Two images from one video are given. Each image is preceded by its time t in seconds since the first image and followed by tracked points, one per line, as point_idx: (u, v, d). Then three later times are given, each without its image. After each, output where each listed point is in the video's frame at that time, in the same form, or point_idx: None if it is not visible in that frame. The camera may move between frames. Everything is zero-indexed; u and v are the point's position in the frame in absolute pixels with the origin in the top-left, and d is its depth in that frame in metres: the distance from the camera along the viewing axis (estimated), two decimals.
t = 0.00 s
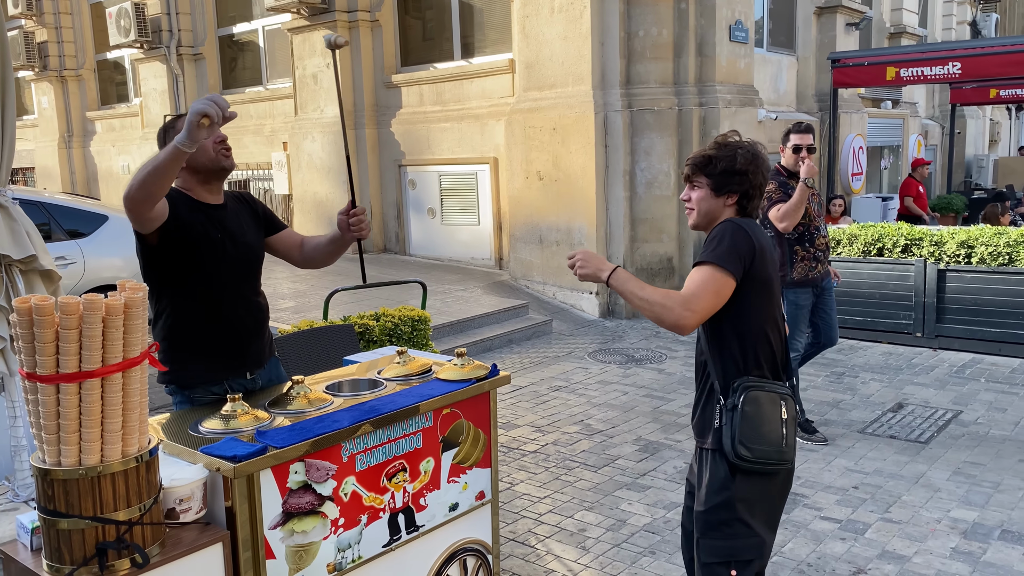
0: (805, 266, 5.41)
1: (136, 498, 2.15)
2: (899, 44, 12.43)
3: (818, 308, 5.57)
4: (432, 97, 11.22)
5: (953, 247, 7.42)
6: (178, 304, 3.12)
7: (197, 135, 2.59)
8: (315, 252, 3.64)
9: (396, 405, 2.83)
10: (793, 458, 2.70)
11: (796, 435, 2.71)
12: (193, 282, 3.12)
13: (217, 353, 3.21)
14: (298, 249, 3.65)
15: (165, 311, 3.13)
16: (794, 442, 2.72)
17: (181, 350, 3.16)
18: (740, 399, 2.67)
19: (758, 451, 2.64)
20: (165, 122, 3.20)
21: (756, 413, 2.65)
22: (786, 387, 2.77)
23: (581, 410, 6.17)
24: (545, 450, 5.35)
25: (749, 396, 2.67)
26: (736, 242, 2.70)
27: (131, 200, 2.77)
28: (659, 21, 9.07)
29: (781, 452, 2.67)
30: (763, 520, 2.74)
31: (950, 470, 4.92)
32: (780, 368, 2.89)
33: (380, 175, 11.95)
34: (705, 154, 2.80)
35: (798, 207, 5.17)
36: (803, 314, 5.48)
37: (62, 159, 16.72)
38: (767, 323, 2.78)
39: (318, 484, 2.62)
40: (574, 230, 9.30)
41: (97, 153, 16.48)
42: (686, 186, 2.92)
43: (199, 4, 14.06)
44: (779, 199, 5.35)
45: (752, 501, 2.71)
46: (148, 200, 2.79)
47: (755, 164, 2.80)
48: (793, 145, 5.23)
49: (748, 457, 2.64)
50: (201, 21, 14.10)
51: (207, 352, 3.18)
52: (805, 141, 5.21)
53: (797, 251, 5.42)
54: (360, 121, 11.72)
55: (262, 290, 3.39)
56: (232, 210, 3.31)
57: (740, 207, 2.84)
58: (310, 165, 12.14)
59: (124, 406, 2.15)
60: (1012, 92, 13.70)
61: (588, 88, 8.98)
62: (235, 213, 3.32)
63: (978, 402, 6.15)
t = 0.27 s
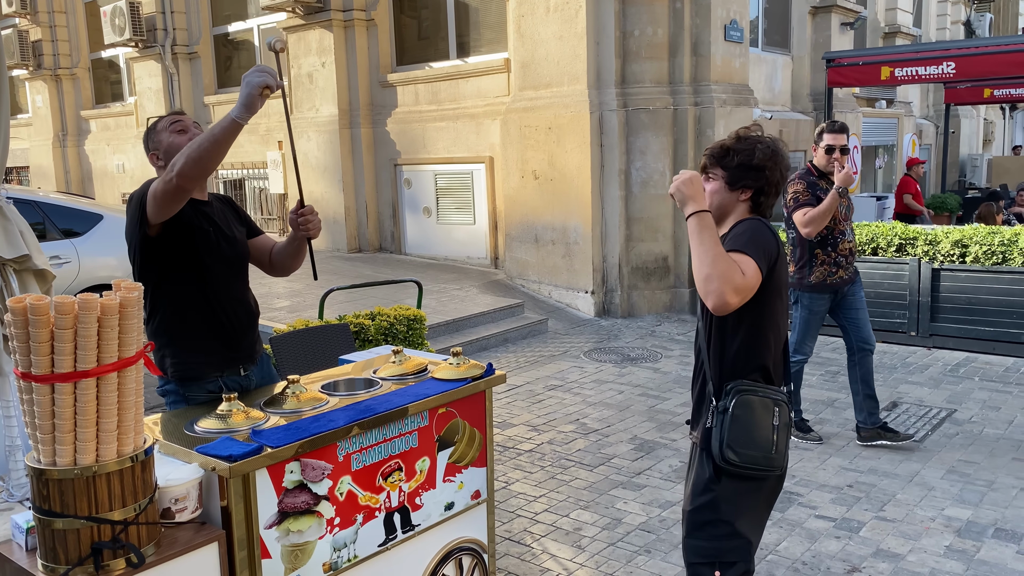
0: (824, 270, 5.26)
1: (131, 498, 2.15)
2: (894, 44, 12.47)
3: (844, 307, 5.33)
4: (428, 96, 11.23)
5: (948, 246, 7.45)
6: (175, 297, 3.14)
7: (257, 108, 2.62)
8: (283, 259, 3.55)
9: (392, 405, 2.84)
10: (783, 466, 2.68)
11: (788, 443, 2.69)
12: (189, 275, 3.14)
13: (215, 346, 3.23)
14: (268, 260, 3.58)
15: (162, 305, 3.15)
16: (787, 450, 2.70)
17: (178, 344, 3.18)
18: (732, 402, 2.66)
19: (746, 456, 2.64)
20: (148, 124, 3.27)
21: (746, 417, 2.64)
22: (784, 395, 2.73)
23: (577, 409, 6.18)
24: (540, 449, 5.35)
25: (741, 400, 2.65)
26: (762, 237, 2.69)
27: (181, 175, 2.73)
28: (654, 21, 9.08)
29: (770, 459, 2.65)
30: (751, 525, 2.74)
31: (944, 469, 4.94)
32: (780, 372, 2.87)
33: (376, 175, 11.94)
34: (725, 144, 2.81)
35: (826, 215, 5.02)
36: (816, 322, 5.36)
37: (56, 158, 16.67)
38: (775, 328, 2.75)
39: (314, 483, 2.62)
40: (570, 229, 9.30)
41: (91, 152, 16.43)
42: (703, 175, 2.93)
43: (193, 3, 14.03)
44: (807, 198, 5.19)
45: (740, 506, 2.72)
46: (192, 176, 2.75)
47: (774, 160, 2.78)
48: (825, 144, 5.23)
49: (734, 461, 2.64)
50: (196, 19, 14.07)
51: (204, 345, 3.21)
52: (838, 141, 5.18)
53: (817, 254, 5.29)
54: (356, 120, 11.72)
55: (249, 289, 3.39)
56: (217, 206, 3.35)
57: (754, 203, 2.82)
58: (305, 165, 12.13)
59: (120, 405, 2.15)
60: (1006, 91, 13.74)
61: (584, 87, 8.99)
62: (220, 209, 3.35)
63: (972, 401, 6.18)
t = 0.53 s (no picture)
0: (862, 276, 5.04)
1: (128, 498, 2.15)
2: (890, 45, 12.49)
3: (880, 319, 5.10)
4: (425, 96, 11.23)
5: (943, 247, 7.44)
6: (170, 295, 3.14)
7: (274, 130, 2.71)
8: (267, 266, 3.56)
9: (389, 404, 2.84)
10: (825, 485, 2.56)
11: (828, 459, 2.58)
12: (184, 273, 3.14)
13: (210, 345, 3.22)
14: (253, 265, 3.59)
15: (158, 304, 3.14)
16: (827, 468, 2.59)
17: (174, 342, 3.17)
18: (770, 421, 2.54)
19: (788, 477, 2.51)
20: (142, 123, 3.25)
21: (787, 436, 2.52)
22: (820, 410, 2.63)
23: (574, 409, 6.18)
24: (537, 449, 5.35)
25: (780, 418, 2.53)
26: (789, 257, 2.51)
27: (186, 185, 2.76)
28: (651, 21, 9.09)
29: (812, 478, 2.53)
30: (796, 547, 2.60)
31: (939, 469, 4.95)
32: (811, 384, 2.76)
33: (373, 174, 11.93)
34: (755, 144, 2.67)
35: (867, 224, 4.81)
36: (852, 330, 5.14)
37: (52, 157, 16.64)
38: (808, 345, 2.61)
39: (311, 483, 2.62)
40: (567, 229, 9.30)
41: (87, 151, 16.41)
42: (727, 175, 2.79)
43: (190, 2, 14.01)
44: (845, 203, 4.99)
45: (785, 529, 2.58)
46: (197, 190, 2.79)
47: (806, 160, 2.65)
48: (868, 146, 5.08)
49: (776, 482, 2.51)
50: (192, 18, 14.04)
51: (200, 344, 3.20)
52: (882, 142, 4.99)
53: (856, 260, 5.07)
54: (353, 119, 11.71)
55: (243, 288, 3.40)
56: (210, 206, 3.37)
57: (784, 206, 2.68)
58: (301, 164, 12.12)
59: (117, 405, 2.15)
60: (1002, 92, 13.77)
61: (581, 87, 8.99)
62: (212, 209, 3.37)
63: (967, 401, 6.20)
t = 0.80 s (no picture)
0: (905, 274, 4.90)
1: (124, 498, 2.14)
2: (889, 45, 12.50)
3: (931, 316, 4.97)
4: (423, 95, 11.21)
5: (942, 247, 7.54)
6: (170, 295, 3.13)
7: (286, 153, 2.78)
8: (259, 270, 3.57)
9: (387, 404, 2.84)
10: (845, 493, 2.48)
11: (849, 467, 2.48)
12: (185, 273, 3.14)
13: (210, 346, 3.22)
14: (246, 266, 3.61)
15: (156, 306, 3.12)
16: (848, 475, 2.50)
17: (172, 344, 3.16)
18: (788, 428, 2.45)
19: (805, 486, 2.44)
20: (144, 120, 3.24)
21: (805, 444, 2.43)
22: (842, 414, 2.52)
23: (572, 408, 6.18)
24: (535, 448, 5.35)
25: (798, 424, 2.44)
26: (802, 264, 2.40)
27: (192, 198, 2.78)
28: (650, 21, 9.08)
29: (831, 487, 2.45)
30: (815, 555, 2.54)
31: (937, 469, 4.96)
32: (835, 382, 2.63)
33: (371, 173, 11.92)
34: (768, 138, 2.58)
35: (903, 224, 4.73)
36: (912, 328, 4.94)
37: (50, 156, 16.61)
38: (824, 346, 2.49)
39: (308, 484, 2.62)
40: (565, 229, 9.30)
41: (84, 150, 16.38)
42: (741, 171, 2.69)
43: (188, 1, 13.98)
44: (883, 200, 4.89)
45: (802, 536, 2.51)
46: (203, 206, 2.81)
47: (821, 154, 2.54)
48: (908, 139, 4.91)
49: (792, 491, 2.44)
50: (190, 17, 14.02)
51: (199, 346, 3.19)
52: (922, 135, 4.87)
53: (897, 257, 4.93)
54: (351, 118, 11.70)
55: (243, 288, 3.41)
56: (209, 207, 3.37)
57: (798, 203, 2.57)
58: (299, 163, 12.11)
59: (114, 404, 2.14)
60: (1000, 92, 13.78)
61: (580, 87, 8.98)
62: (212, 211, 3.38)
63: (965, 401, 6.20)
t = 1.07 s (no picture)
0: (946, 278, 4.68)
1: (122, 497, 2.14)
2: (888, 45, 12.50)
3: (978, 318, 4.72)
4: (423, 94, 11.20)
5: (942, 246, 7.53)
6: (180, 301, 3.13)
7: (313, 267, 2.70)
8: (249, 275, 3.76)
9: (386, 404, 2.83)
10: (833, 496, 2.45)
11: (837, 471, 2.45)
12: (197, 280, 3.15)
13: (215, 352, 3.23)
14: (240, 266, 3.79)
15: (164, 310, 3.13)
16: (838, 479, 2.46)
17: (177, 348, 3.16)
18: (768, 432, 2.44)
19: (785, 490, 2.43)
20: (164, 116, 3.22)
21: (785, 449, 2.42)
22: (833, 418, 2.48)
23: (572, 408, 6.18)
24: (534, 448, 5.35)
25: (781, 430, 2.42)
26: (816, 270, 2.32)
27: (195, 265, 2.80)
28: (650, 20, 9.08)
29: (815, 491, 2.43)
30: (804, 557, 2.53)
31: (936, 469, 4.95)
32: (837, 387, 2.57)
33: (370, 173, 11.92)
34: (760, 136, 2.52)
35: (938, 229, 4.58)
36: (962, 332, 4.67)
37: (49, 155, 16.62)
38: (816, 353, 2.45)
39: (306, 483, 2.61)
40: (564, 228, 9.30)
41: (84, 149, 16.38)
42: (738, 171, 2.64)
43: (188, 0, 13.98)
44: (920, 204, 4.75)
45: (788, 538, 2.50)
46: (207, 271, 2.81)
47: (816, 147, 2.48)
48: (948, 139, 4.74)
49: (772, 495, 2.44)
50: (190, 16, 14.01)
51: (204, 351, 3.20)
52: (963, 135, 4.70)
53: (936, 261, 4.72)
54: (350, 118, 11.69)
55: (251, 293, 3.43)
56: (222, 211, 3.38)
57: (798, 200, 2.51)
58: (299, 163, 12.11)
59: (112, 404, 2.13)
60: (999, 92, 13.77)
61: (579, 87, 8.98)
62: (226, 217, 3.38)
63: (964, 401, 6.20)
